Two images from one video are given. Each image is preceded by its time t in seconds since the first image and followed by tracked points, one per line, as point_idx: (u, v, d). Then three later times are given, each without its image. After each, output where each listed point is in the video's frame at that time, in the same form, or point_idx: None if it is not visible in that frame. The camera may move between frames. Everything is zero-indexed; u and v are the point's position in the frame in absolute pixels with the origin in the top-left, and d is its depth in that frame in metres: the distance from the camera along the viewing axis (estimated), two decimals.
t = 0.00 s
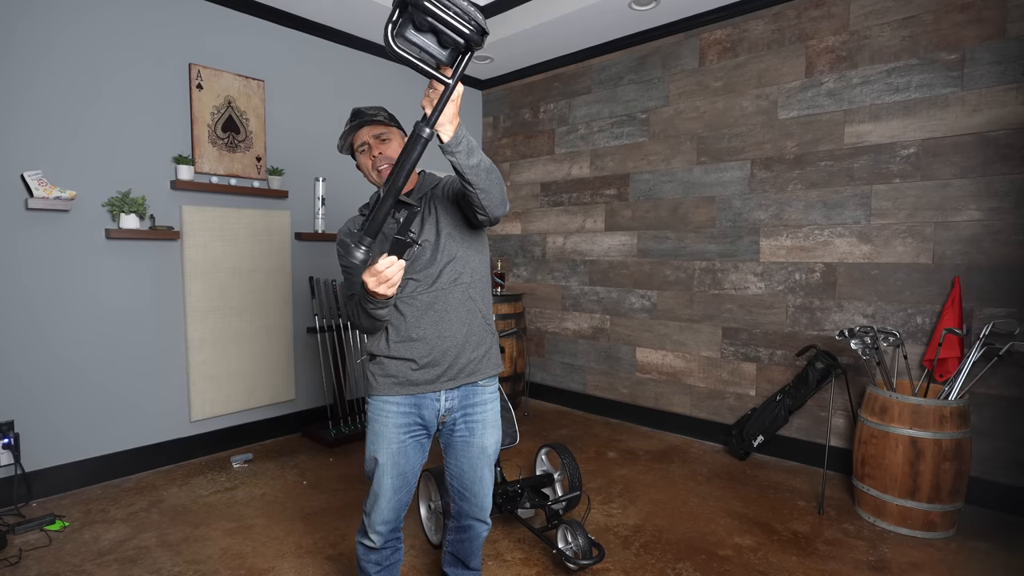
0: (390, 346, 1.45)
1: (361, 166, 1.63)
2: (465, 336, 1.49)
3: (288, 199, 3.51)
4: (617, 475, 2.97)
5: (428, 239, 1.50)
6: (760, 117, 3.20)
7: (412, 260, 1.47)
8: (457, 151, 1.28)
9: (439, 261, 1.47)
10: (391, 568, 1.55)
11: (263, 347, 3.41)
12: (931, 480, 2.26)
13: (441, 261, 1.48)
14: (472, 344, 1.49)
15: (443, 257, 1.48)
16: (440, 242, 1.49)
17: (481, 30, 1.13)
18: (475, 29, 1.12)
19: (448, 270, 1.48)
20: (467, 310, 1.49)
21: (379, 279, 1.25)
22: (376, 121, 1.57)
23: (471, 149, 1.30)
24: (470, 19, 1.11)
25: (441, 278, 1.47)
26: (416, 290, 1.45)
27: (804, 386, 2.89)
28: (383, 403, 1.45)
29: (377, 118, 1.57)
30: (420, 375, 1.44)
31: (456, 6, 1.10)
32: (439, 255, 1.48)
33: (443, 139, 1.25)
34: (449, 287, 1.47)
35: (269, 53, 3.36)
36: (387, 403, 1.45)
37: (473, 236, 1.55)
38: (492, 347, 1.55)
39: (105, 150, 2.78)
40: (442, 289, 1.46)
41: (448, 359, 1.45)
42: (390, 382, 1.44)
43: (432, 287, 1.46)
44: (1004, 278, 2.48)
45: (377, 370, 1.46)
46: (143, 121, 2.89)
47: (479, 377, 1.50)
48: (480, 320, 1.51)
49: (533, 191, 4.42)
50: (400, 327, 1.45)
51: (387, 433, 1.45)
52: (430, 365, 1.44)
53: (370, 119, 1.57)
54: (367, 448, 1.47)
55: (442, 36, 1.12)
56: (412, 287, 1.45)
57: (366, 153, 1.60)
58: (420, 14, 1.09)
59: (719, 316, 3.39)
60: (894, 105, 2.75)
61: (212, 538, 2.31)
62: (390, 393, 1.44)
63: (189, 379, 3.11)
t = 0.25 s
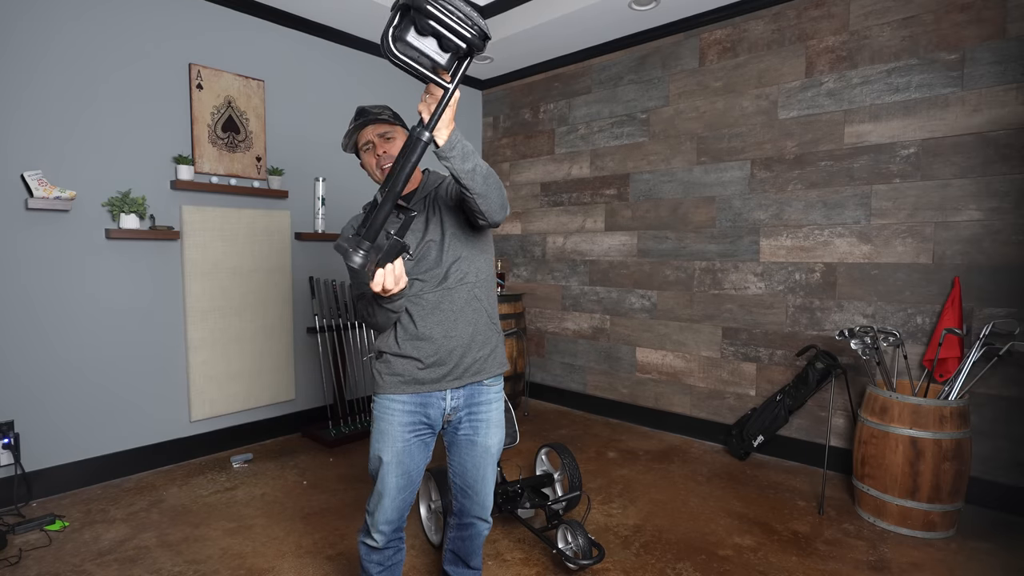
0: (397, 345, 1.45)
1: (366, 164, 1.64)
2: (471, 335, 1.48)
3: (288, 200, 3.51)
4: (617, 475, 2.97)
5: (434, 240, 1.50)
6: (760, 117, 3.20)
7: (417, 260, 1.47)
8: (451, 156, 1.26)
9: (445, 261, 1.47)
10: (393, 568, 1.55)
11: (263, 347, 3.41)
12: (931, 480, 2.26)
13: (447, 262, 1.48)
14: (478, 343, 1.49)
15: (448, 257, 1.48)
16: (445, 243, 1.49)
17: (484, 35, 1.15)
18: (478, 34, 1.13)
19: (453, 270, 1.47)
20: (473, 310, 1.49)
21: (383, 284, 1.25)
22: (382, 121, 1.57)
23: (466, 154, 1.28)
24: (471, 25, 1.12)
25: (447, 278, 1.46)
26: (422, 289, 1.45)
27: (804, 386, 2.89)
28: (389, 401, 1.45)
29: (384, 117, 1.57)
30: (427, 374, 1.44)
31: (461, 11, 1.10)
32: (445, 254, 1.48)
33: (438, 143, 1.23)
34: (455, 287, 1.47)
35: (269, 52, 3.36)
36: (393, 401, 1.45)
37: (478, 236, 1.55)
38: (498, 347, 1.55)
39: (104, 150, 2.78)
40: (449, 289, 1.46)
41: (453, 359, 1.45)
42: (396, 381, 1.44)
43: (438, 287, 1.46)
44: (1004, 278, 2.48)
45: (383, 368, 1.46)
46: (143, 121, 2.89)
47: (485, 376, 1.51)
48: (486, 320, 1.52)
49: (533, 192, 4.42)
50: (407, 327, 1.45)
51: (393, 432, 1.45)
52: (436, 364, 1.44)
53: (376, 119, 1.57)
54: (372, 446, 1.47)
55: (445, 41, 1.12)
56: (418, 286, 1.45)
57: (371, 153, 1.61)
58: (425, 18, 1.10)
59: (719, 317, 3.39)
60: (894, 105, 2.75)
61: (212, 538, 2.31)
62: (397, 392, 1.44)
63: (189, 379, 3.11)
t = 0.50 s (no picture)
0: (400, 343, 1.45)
1: (373, 164, 1.65)
2: (474, 336, 1.48)
3: (288, 200, 3.51)
4: (617, 475, 2.97)
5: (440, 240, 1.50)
6: (760, 117, 3.20)
7: (422, 260, 1.47)
8: (445, 161, 1.27)
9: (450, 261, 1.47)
10: (395, 566, 1.55)
11: (263, 347, 3.41)
12: (931, 480, 2.26)
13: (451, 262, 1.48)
14: (481, 344, 1.49)
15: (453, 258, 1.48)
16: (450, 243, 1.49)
17: (493, 37, 1.14)
18: (487, 36, 1.13)
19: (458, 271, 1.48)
20: (477, 311, 1.49)
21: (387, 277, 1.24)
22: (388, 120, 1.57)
23: (462, 160, 1.28)
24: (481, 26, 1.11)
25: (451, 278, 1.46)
26: (427, 289, 1.45)
27: (804, 386, 2.88)
28: (393, 399, 1.45)
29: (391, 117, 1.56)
30: (430, 373, 1.44)
31: (471, 12, 1.10)
32: (450, 256, 1.49)
33: (436, 147, 1.24)
34: (459, 288, 1.47)
35: (268, 52, 3.36)
36: (396, 399, 1.45)
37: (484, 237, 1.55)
38: (502, 348, 1.55)
39: (104, 150, 2.78)
40: (453, 289, 1.46)
41: (456, 359, 1.45)
42: (399, 379, 1.44)
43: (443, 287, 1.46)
44: (1004, 278, 2.48)
45: (386, 366, 1.46)
46: (143, 121, 2.89)
47: (488, 375, 1.51)
48: (489, 321, 1.52)
49: (533, 191, 4.42)
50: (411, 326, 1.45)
51: (396, 429, 1.45)
52: (439, 364, 1.44)
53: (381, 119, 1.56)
54: (376, 442, 1.47)
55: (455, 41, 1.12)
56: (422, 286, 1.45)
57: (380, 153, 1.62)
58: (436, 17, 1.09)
59: (719, 316, 3.39)
60: (894, 105, 2.75)
61: (212, 538, 2.31)
62: (399, 389, 1.44)
63: (189, 379, 3.11)
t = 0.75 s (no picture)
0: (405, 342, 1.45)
1: (378, 164, 1.65)
2: (479, 336, 1.48)
3: (288, 200, 3.51)
4: (617, 475, 2.97)
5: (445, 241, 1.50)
6: (760, 117, 3.20)
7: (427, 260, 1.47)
8: (449, 167, 1.26)
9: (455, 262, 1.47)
10: (398, 566, 1.55)
11: (263, 347, 3.41)
12: (931, 480, 2.26)
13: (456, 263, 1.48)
14: (485, 345, 1.49)
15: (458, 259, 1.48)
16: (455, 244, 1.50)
17: (509, 49, 1.17)
18: (502, 47, 1.15)
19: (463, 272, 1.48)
20: (482, 312, 1.49)
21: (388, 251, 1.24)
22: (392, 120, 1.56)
23: (466, 165, 1.28)
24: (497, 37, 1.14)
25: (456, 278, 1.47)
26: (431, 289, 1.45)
27: (804, 386, 2.88)
28: (397, 397, 1.45)
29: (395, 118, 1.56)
30: (433, 373, 1.44)
31: (490, 22, 1.13)
32: (455, 258, 1.49)
33: (441, 150, 1.25)
34: (464, 288, 1.47)
35: (268, 52, 3.36)
36: (401, 398, 1.45)
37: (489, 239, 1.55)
38: (506, 350, 1.55)
39: (104, 150, 2.78)
40: (458, 289, 1.46)
41: (460, 359, 1.45)
42: (403, 378, 1.44)
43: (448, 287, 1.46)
44: (1004, 278, 2.48)
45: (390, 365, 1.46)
46: (143, 121, 2.89)
47: (491, 376, 1.50)
48: (493, 323, 1.52)
49: (533, 191, 4.42)
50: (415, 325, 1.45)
51: (401, 428, 1.45)
52: (443, 363, 1.44)
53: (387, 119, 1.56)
54: (380, 441, 1.47)
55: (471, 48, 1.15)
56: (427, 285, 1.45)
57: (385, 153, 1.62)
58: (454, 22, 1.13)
59: (719, 316, 3.39)
60: (894, 105, 2.75)
61: (212, 538, 2.31)
62: (404, 388, 1.44)
63: (189, 379, 3.11)
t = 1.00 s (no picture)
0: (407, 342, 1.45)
1: (382, 164, 1.65)
2: (481, 337, 1.48)
3: (288, 200, 3.51)
4: (617, 475, 2.97)
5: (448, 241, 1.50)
6: (760, 117, 3.20)
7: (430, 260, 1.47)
8: (456, 169, 1.27)
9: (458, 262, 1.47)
10: (399, 565, 1.55)
11: (263, 347, 3.41)
12: (931, 479, 2.26)
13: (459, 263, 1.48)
14: (488, 346, 1.50)
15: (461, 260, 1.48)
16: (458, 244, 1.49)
17: (518, 53, 1.16)
18: (513, 50, 1.14)
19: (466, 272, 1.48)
20: (484, 313, 1.49)
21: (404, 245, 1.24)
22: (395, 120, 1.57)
23: (472, 169, 1.29)
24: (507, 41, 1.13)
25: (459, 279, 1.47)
26: (434, 289, 1.45)
27: (804, 386, 2.88)
28: (399, 397, 1.45)
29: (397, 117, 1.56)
30: (436, 373, 1.44)
31: (500, 25, 1.12)
32: (459, 258, 1.49)
33: (448, 152, 1.25)
34: (467, 289, 1.47)
35: (268, 52, 3.36)
36: (402, 397, 1.45)
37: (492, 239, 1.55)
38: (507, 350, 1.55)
39: (104, 150, 2.78)
40: (461, 290, 1.46)
41: (462, 359, 1.45)
42: (405, 377, 1.44)
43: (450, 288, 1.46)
44: (1004, 278, 2.48)
45: (393, 364, 1.46)
46: (143, 120, 2.89)
47: (493, 376, 1.50)
48: (496, 323, 1.52)
49: (533, 191, 4.42)
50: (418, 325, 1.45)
51: (402, 427, 1.45)
52: (445, 363, 1.44)
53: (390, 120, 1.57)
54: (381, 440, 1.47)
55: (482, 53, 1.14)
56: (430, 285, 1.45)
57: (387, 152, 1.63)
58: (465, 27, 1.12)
59: (719, 317, 3.39)
60: (894, 105, 2.75)
61: (212, 538, 2.31)
62: (406, 388, 1.44)
63: (189, 379, 3.11)
